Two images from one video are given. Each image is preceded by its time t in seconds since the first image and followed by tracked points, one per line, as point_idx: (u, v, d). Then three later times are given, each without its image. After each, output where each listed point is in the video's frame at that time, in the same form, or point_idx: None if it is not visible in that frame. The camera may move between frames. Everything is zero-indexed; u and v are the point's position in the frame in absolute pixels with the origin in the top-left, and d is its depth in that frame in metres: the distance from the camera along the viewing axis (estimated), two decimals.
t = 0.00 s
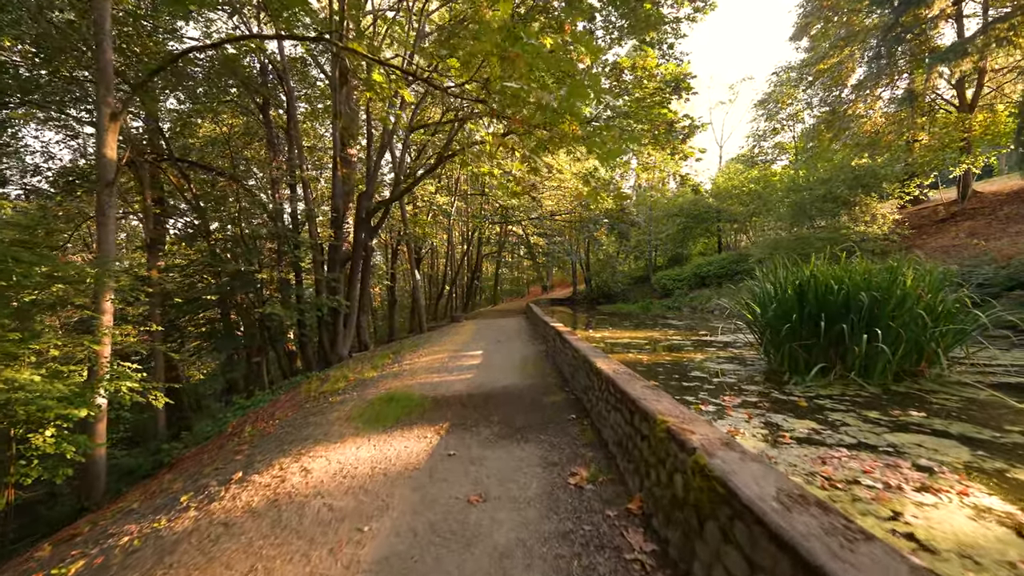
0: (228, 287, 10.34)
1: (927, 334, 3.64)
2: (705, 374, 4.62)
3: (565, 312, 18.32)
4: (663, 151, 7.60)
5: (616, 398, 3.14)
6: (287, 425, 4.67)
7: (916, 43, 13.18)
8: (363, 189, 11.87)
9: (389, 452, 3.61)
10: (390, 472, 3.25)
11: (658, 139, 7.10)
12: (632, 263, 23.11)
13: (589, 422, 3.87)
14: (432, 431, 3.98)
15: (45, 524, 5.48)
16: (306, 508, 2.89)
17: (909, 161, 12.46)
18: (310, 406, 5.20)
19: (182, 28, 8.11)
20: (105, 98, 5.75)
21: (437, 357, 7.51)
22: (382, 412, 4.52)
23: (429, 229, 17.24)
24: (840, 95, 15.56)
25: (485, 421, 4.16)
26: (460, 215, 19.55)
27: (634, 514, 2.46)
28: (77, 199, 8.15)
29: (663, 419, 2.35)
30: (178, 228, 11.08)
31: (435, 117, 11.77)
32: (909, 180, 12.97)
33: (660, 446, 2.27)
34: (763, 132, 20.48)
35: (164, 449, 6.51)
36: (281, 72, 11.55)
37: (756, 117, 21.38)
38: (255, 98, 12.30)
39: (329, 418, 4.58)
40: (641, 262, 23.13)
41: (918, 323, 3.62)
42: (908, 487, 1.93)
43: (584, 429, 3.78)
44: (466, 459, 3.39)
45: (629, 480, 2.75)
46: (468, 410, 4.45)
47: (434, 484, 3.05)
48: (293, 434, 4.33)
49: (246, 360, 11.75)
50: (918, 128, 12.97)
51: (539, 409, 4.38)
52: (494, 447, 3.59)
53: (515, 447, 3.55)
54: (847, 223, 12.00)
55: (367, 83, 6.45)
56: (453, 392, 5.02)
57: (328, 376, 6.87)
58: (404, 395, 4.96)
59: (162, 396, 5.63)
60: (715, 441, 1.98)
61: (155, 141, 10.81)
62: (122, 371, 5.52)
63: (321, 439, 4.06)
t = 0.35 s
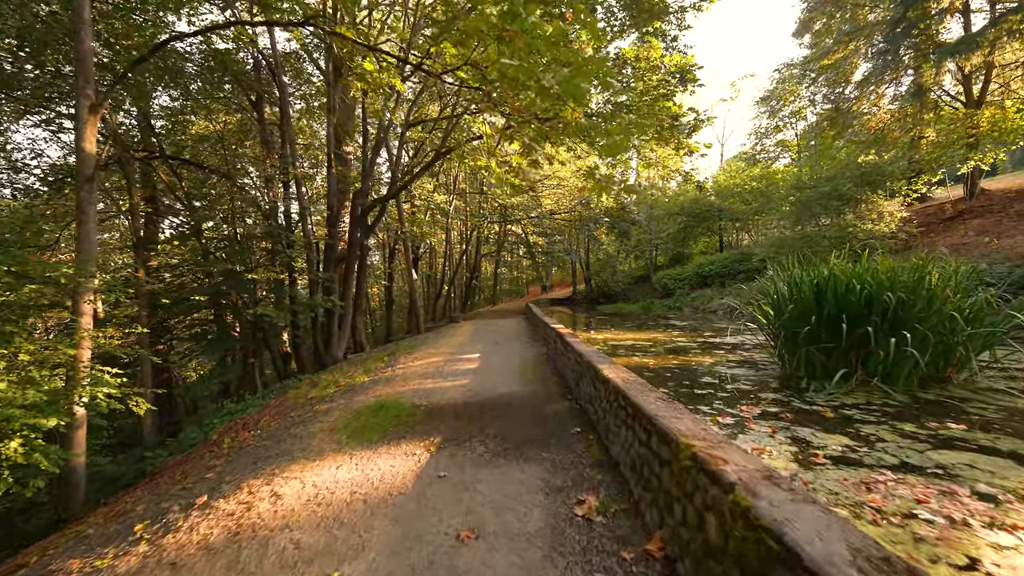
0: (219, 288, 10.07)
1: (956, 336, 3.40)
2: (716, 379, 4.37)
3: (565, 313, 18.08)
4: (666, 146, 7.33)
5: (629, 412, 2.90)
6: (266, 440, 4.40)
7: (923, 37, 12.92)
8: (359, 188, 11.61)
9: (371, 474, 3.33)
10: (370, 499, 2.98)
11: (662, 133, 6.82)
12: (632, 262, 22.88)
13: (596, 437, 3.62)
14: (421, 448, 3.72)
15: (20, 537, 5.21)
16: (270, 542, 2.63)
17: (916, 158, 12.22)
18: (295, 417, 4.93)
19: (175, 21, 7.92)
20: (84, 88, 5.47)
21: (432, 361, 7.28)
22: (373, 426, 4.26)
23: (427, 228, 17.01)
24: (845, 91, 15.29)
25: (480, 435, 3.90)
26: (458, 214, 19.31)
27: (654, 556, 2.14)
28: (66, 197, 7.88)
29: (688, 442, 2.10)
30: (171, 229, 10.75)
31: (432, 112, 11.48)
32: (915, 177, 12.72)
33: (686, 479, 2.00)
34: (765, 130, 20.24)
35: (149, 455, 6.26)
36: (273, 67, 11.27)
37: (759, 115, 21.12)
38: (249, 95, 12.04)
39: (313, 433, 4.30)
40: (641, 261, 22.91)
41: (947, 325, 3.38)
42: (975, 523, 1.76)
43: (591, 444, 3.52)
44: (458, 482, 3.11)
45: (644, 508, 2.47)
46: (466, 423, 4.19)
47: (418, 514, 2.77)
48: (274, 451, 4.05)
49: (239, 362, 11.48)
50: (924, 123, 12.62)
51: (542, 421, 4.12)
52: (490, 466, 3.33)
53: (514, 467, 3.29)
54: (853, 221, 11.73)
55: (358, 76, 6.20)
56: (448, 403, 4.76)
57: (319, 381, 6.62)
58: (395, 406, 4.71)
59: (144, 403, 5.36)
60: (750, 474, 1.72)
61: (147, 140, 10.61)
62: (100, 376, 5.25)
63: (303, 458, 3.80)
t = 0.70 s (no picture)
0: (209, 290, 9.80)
1: (994, 340, 3.15)
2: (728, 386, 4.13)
3: (565, 314, 17.83)
4: (669, 142, 7.10)
5: (642, 435, 2.61)
6: (243, 458, 4.12)
7: (930, 33, 12.67)
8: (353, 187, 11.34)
9: (346, 504, 3.03)
10: (340, 537, 2.67)
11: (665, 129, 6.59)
12: (633, 263, 22.67)
13: (603, 457, 3.35)
14: (404, 471, 3.43)
15: None
16: None
17: (923, 156, 11.97)
18: (277, 431, 4.64)
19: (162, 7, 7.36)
20: (56, 76, 5.18)
21: (425, 366, 7.02)
22: (360, 444, 3.98)
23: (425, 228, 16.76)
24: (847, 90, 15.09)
25: (474, 456, 3.59)
26: (456, 214, 19.08)
27: None
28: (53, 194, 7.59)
29: (719, 480, 1.80)
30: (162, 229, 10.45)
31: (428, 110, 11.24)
32: (921, 175, 12.50)
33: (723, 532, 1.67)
34: (767, 129, 20.01)
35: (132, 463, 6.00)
36: (265, 61, 11.00)
37: (760, 113, 20.87)
38: (241, 91, 11.82)
39: (294, 451, 4.02)
40: (642, 262, 22.72)
41: (982, 329, 3.14)
42: None
43: (597, 466, 3.24)
44: (446, 513, 2.82)
45: (663, 552, 2.17)
46: (461, 440, 3.91)
47: (390, 555, 2.46)
48: (252, 471, 3.77)
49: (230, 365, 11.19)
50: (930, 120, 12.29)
51: (542, 437, 3.85)
52: (485, 492, 3.04)
53: (510, 493, 3.01)
54: (861, 219, 11.45)
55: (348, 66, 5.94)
56: (442, 416, 4.48)
57: (309, 387, 6.35)
58: (384, 420, 4.43)
59: (123, 411, 5.08)
60: (802, 529, 1.42)
61: (137, 139, 10.36)
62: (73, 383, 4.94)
63: (280, 481, 3.51)
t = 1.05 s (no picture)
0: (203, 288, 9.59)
1: None
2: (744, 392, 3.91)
3: (566, 314, 17.59)
4: (675, 136, 6.85)
5: (665, 455, 2.35)
6: (225, 468, 3.87)
7: (940, 28, 12.40)
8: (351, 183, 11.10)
9: (320, 531, 2.77)
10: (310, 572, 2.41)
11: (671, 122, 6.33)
12: (634, 262, 22.42)
13: (615, 475, 3.09)
14: (390, 491, 3.16)
15: None
16: None
17: (933, 153, 11.72)
18: (261, 440, 4.38)
19: None
20: (34, 61, 4.92)
21: (421, 369, 6.78)
22: (346, 459, 3.70)
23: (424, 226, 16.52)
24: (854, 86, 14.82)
25: (473, 473, 3.32)
26: (456, 212, 18.84)
27: None
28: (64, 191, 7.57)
29: (773, 521, 1.54)
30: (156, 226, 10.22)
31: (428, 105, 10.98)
32: (931, 173, 12.23)
33: None
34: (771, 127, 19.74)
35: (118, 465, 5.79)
36: (260, 54, 10.77)
37: (764, 111, 20.59)
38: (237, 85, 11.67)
39: (278, 464, 3.76)
40: (644, 262, 22.47)
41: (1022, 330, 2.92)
42: None
43: (609, 486, 2.99)
44: (438, 543, 2.55)
45: None
46: (460, 452, 3.66)
47: None
48: (234, 484, 3.53)
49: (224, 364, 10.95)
50: (941, 118, 11.66)
51: (546, 449, 3.60)
52: (483, 516, 2.77)
53: (512, 517, 2.75)
54: (870, 218, 11.20)
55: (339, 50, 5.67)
56: (440, 425, 4.23)
57: (302, 389, 6.13)
58: (377, 430, 4.17)
59: (103, 413, 4.84)
60: None
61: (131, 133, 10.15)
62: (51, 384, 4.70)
63: (261, 499, 3.25)
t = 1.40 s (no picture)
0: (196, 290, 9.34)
1: None
2: (769, 404, 3.71)
3: (569, 315, 17.31)
4: (684, 131, 6.57)
5: (707, 498, 1.99)
6: (201, 493, 3.58)
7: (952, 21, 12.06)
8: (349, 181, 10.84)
9: None
10: None
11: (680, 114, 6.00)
12: (637, 262, 22.12)
13: (638, 509, 2.78)
14: (375, 529, 2.81)
15: None
16: None
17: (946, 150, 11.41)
18: (241, 460, 4.05)
19: None
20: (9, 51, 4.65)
21: (419, 375, 6.49)
22: (324, 488, 3.37)
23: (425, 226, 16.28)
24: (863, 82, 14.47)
25: (476, 505, 2.99)
26: (456, 211, 18.58)
27: None
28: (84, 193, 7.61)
29: None
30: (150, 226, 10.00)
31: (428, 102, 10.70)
32: (943, 170, 11.90)
33: None
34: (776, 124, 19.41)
35: (105, 474, 5.56)
36: (254, 48, 10.45)
37: (769, 108, 20.25)
38: (233, 83, 11.47)
39: (259, 490, 3.47)
40: (647, 261, 22.20)
41: None
42: None
43: (632, 523, 2.66)
44: None
45: None
46: (459, 482, 3.30)
47: None
48: (207, 514, 3.22)
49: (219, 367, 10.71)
50: (953, 113, 11.27)
51: (557, 476, 3.28)
52: (483, 564, 2.41)
53: (519, 567, 2.36)
54: (883, 216, 10.89)
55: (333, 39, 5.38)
56: (437, 447, 3.88)
57: (293, 399, 5.84)
58: (369, 452, 3.85)
59: (84, 424, 4.58)
60: None
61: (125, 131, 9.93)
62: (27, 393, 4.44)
63: (234, 534, 2.94)
